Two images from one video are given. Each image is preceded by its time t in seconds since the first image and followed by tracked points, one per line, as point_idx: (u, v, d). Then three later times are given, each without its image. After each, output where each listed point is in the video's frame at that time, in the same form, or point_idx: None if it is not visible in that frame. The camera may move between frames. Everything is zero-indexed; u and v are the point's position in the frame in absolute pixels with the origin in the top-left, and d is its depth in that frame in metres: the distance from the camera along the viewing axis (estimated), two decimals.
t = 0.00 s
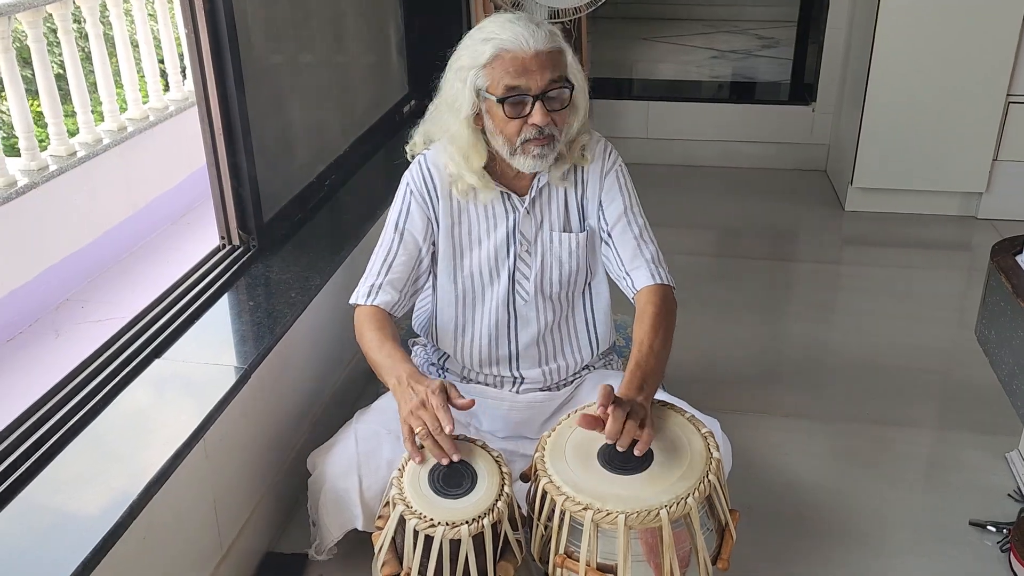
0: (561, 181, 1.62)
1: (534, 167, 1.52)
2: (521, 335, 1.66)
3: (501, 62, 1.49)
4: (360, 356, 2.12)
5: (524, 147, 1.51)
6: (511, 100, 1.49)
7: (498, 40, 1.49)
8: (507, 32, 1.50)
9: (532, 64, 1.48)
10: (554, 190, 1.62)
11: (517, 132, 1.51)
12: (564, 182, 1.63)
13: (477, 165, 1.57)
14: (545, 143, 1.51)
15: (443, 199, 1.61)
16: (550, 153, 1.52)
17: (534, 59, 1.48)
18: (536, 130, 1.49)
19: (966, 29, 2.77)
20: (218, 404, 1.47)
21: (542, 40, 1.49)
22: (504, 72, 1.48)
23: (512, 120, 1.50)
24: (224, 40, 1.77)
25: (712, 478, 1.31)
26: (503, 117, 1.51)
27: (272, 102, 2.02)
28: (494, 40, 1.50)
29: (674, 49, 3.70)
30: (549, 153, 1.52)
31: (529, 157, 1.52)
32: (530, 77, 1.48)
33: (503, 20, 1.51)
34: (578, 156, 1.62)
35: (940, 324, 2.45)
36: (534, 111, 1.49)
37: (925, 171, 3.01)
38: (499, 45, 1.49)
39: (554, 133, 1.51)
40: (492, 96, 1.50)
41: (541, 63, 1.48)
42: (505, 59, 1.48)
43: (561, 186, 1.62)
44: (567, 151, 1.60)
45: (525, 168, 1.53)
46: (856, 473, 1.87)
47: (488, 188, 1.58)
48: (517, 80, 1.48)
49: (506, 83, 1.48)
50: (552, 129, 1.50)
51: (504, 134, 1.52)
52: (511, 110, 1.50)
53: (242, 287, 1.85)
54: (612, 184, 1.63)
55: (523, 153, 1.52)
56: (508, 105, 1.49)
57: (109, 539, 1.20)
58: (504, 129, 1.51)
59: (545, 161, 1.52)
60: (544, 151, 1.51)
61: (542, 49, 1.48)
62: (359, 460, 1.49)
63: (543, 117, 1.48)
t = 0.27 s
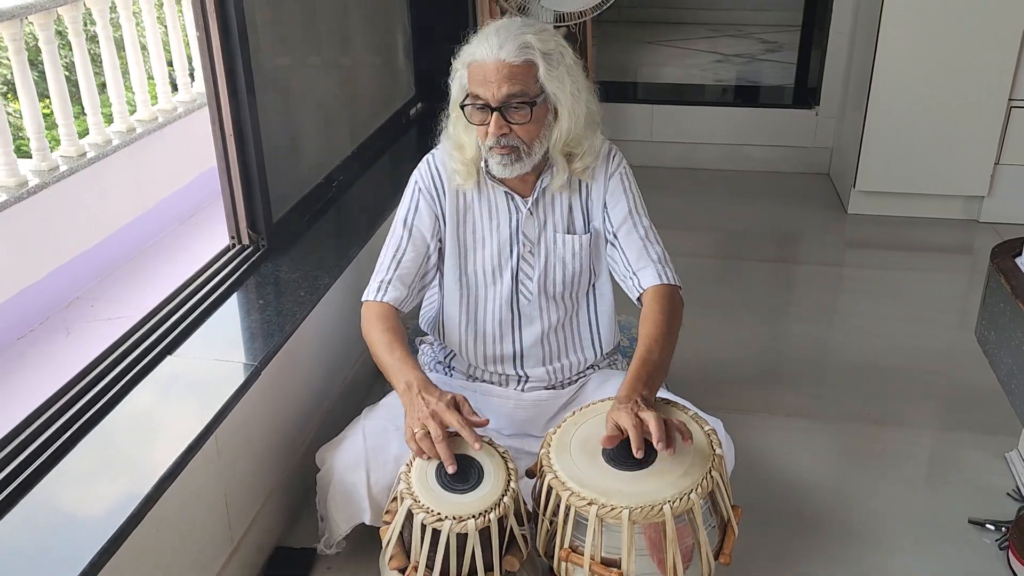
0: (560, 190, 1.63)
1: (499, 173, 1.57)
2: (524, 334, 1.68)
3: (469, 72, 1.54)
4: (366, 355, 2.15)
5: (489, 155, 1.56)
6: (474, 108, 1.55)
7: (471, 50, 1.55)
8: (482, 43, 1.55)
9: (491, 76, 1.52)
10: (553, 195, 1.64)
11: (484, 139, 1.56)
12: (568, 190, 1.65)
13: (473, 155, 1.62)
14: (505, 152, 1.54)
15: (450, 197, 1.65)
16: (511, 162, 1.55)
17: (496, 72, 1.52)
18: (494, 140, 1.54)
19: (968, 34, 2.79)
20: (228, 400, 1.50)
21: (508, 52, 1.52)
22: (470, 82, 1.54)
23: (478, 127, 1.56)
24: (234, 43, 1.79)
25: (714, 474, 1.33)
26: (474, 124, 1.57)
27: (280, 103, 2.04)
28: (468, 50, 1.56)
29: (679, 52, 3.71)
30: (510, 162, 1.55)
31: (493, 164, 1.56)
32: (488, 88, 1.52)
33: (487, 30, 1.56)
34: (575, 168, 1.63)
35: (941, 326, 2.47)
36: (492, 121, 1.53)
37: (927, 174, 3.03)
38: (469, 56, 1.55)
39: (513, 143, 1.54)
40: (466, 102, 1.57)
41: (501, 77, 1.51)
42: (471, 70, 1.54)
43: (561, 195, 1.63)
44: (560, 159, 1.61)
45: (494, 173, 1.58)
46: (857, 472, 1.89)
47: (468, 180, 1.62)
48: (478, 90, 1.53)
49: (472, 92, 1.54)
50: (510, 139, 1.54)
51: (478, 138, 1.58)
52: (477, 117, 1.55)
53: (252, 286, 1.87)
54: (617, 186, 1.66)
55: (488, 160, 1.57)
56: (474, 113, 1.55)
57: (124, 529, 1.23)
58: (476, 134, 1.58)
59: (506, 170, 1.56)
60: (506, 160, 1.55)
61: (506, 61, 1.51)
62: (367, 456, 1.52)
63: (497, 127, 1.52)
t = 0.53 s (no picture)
0: (566, 191, 1.68)
1: (512, 177, 1.62)
2: (536, 330, 1.73)
3: (480, 81, 1.59)
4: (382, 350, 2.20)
5: (501, 159, 1.61)
6: (485, 115, 1.60)
7: (481, 59, 1.60)
8: (491, 52, 1.59)
9: (502, 83, 1.57)
10: (562, 197, 1.69)
11: (496, 144, 1.61)
12: (576, 190, 1.70)
13: (481, 162, 1.67)
14: (517, 156, 1.59)
15: (461, 200, 1.69)
16: (523, 165, 1.60)
17: (506, 79, 1.57)
18: (507, 144, 1.59)
19: (973, 40, 2.84)
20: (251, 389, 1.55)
21: (518, 60, 1.57)
22: (481, 90, 1.59)
23: (490, 133, 1.61)
24: (258, 45, 1.85)
25: (720, 463, 1.37)
26: (485, 130, 1.62)
27: (299, 105, 2.10)
28: (478, 59, 1.60)
29: (688, 59, 3.79)
30: (522, 165, 1.60)
31: (505, 168, 1.61)
32: (500, 95, 1.57)
33: (495, 38, 1.61)
34: (582, 171, 1.68)
35: (945, 326, 2.51)
36: (504, 126, 1.58)
37: (932, 178, 3.08)
38: (479, 64, 1.60)
39: (524, 147, 1.59)
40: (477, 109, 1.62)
41: (510, 84, 1.56)
42: (482, 78, 1.59)
43: (567, 196, 1.68)
44: (568, 163, 1.66)
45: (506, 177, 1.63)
46: (860, 467, 1.93)
47: (479, 185, 1.67)
48: (490, 97, 1.58)
49: (484, 99, 1.59)
50: (522, 143, 1.59)
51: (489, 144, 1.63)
52: (488, 123, 1.60)
53: (271, 282, 1.93)
54: (624, 183, 1.71)
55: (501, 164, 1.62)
56: (486, 119, 1.60)
57: (155, 507, 1.28)
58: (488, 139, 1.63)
59: (518, 173, 1.61)
60: (518, 163, 1.60)
61: (516, 69, 1.56)
62: (384, 445, 1.57)
63: (509, 132, 1.57)
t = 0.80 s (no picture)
0: (582, 187, 1.75)
1: (555, 173, 1.67)
2: (552, 324, 1.80)
3: (518, 82, 1.63)
4: (404, 346, 2.27)
5: (544, 156, 1.66)
6: (528, 115, 1.64)
7: (517, 60, 1.64)
8: (526, 54, 1.64)
9: (546, 81, 1.62)
10: (578, 194, 1.76)
11: (538, 142, 1.66)
12: (589, 188, 1.76)
13: (502, 172, 1.72)
14: (563, 152, 1.65)
15: (480, 199, 1.76)
16: (567, 161, 1.66)
17: (548, 77, 1.62)
18: (553, 141, 1.64)
19: (983, 49, 2.89)
20: (285, 374, 1.63)
21: (557, 58, 1.63)
22: (521, 91, 1.64)
23: (531, 132, 1.65)
24: (291, 50, 1.94)
25: (730, 449, 1.44)
26: (525, 129, 1.65)
27: (326, 108, 2.18)
28: (513, 60, 1.64)
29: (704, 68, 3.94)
30: (566, 160, 1.66)
31: (549, 164, 1.66)
32: (545, 93, 1.62)
33: (522, 41, 1.66)
34: (603, 163, 1.75)
35: (954, 329, 2.56)
36: (550, 123, 1.64)
37: (943, 185, 3.12)
38: (517, 65, 1.64)
39: (570, 142, 1.65)
40: (514, 111, 1.66)
41: (554, 81, 1.62)
42: (522, 78, 1.63)
43: (583, 191, 1.75)
44: (592, 158, 1.75)
45: (547, 174, 1.68)
46: (867, 461, 1.99)
47: (507, 198, 1.73)
48: (533, 96, 1.63)
49: (526, 98, 1.63)
50: (568, 139, 1.64)
51: (527, 144, 1.67)
52: (530, 122, 1.64)
53: (300, 276, 2.01)
54: (635, 185, 1.77)
55: (544, 161, 1.66)
56: (528, 119, 1.64)
57: (196, 480, 1.35)
58: (526, 139, 1.66)
59: (563, 168, 1.66)
60: (563, 159, 1.65)
61: (557, 67, 1.62)
62: (408, 431, 1.64)
63: (558, 128, 1.63)
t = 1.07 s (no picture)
0: (606, 192, 1.84)
1: (573, 177, 1.75)
2: (573, 322, 1.89)
3: (542, 89, 1.72)
4: (429, 343, 2.36)
5: (564, 161, 1.74)
6: (549, 120, 1.73)
7: (542, 68, 1.73)
8: (551, 62, 1.73)
9: (567, 90, 1.71)
10: (602, 198, 1.84)
11: (558, 147, 1.74)
12: (612, 193, 1.84)
13: (532, 173, 1.81)
14: (581, 158, 1.73)
15: (508, 200, 1.85)
16: (585, 166, 1.74)
17: (570, 86, 1.71)
18: (572, 146, 1.72)
19: (998, 65, 2.95)
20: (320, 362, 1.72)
21: (579, 68, 1.71)
22: (543, 98, 1.72)
23: (553, 137, 1.74)
24: (326, 61, 2.05)
25: (740, 439, 1.51)
26: (547, 135, 1.74)
27: (359, 116, 2.28)
28: (539, 68, 1.73)
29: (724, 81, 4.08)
30: (584, 166, 1.74)
31: (568, 169, 1.74)
32: (566, 101, 1.71)
33: (549, 50, 1.75)
34: (626, 170, 1.84)
35: (965, 336, 2.62)
36: (570, 129, 1.72)
37: (957, 197, 3.18)
38: (542, 72, 1.72)
39: (588, 149, 1.73)
40: (538, 116, 1.74)
41: (575, 90, 1.71)
42: (545, 86, 1.72)
43: (606, 196, 1.84)
44: (614, 166, 1.82)
45: (566, 178, 1.76)
46: (875, 459, 2.05)
47: (535, 198, 1.82)
48: (555, 103, 1.71)
49: (548, 105, 1.72)
50: (586, 145, 1.72)
51: (548, 148, 1.76)
52: (551, 128, 1.73)
53: (332, 274, 2.10)
54: (655, 192, 1.84)
55: (563, 166, 1.74)
56: (549, 125, 1.73)
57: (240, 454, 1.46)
58: (548, 144, 1.75)
59: (581, 172, 1.74)
60: (580, 165, 1.74)
61: (579, 76, 1.71)
62: (434, 420, 1.73)
63: (577, 134, 1.71)
